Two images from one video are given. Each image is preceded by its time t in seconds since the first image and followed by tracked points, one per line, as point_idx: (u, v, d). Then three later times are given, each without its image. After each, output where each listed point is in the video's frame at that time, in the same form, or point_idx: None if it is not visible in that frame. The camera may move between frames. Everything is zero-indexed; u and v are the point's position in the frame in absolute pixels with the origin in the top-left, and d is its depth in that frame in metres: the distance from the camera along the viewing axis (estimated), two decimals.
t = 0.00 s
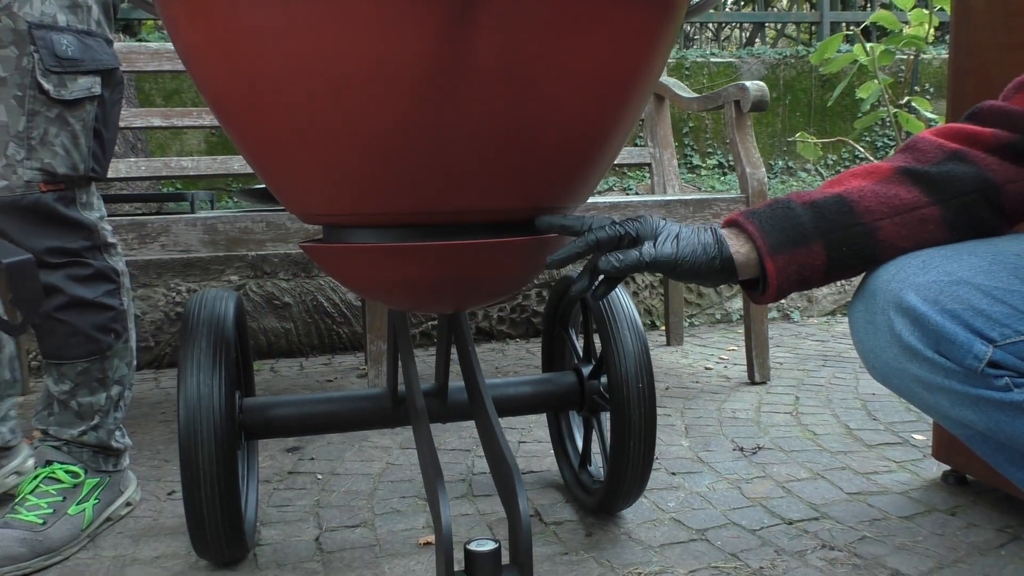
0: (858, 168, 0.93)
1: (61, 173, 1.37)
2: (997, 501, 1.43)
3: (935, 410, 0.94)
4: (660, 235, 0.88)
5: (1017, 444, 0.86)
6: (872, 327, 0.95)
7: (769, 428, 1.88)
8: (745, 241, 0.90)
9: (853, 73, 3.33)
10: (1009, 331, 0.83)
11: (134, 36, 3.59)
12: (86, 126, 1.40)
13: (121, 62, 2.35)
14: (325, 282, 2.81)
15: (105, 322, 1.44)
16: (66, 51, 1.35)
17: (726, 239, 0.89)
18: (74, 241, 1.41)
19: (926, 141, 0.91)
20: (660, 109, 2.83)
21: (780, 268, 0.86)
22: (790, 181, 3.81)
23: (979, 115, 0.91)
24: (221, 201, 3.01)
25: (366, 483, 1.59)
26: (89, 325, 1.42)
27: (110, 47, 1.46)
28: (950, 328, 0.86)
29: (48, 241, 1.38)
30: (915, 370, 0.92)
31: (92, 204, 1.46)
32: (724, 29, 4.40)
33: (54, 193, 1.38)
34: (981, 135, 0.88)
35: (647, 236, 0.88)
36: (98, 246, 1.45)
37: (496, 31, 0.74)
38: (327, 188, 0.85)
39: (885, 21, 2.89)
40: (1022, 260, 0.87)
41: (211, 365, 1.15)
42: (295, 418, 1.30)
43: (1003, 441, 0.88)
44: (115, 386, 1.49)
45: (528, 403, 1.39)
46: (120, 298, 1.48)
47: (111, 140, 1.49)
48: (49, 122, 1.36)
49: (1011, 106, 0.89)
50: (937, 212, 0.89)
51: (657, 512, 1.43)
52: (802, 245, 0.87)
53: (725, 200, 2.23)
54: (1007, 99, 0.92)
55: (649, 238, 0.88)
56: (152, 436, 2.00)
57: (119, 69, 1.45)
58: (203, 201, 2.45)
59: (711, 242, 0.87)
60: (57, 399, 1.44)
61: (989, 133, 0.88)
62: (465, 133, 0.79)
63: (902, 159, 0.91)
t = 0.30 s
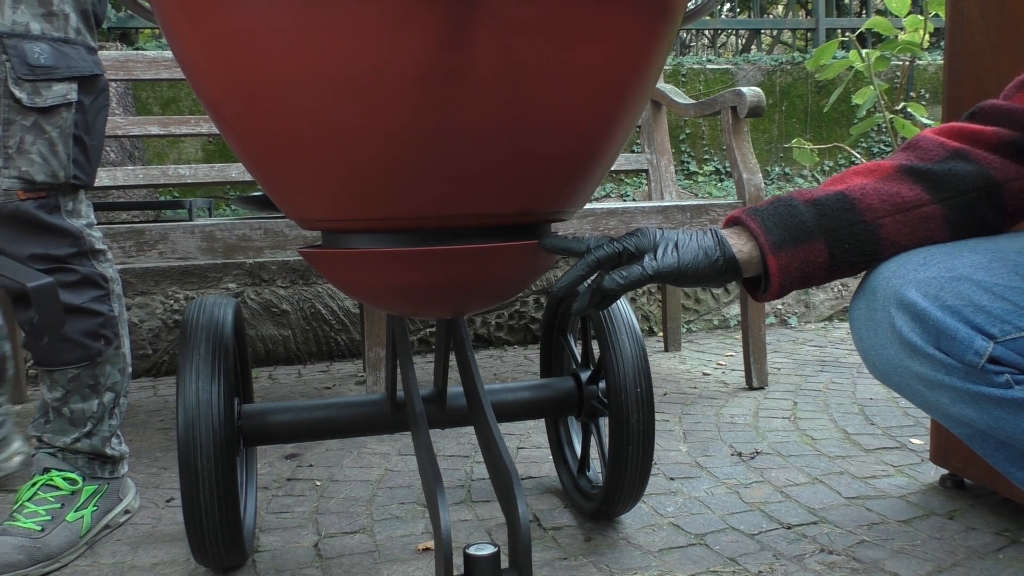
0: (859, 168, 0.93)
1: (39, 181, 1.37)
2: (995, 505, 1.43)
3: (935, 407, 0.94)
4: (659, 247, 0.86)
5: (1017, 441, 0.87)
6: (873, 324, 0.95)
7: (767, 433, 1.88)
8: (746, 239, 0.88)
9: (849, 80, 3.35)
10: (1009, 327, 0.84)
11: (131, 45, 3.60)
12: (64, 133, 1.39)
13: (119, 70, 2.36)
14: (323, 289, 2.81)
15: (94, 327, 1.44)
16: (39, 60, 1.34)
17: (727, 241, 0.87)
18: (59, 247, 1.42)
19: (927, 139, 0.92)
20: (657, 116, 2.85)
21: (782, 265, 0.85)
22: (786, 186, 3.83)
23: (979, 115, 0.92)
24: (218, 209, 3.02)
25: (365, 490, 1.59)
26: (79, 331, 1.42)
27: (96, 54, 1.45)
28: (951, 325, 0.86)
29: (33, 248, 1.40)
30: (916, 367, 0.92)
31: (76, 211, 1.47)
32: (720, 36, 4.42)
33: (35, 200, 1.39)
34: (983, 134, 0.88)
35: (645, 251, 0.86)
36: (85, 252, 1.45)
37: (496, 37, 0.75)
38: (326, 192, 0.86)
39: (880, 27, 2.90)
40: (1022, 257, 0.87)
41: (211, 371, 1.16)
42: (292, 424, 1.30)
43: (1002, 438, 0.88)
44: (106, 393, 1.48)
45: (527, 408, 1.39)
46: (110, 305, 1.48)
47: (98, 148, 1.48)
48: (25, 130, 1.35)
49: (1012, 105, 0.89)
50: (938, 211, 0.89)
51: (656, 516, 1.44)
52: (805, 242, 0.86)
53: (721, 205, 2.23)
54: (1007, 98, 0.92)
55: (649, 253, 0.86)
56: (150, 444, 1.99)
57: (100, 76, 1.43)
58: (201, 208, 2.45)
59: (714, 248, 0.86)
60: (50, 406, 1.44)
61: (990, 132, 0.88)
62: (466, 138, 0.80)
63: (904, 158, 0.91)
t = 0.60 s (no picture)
0: (850, 177, 0.81)
1: (17, 186, 1.38)
2: (990, 515, 1.43)
3: (930, 415, 0.88)
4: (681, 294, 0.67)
5: (1014, 450, 0.82)
6: (867, 332, 0.87)
7: (762, 443, 1.89)
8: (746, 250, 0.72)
9: (842, 91, 3.37)
10: (1005, 335, 0.77)
11: (127, 56, 3.61)
12: (38, 139, 1.41)
13: (115, 81, 2.36)
14: (319, 299, 2.81)
15: (77, 330, 1.45)
16: (13, 69, 1.36)
17: (733, 262, 0.71)
18: (37, 251, 1.42)
19: (918, 150, 0.82)
20: (652, 127, 2.86)
21: (782, 273, 0.71)
22: (781, 196, 3.85)
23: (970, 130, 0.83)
24: (214, 219, 3.02)
25: (360, 501, 1.58)
26: (61, 334, 1.43)
27: (64, 66, 1.48)
28: (947, 332, 0.79)
29: (11, 252, 1.39)
30: (911, 377, 0.85)
31: (55, 216, 1.47)
32: (714, 47, 4.46)
33: (12, 205, 1.39)
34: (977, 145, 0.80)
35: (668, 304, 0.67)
36: (64, 256, 1.45)
37: (492, 49, 0.75)
38: (321, 200, 0.86)
39: (873, 38, 2.93)
40: (1018, 264, 0.80)
41: (205, 382, 1.15)
42: (288, 435, 1.30)
43: (998, 447, 0.83)
44: (92, 396, 1.47)
45: (523, 419, 1.39)
46: (91, 307, 1.49)
47: (71, 157, 1.49)
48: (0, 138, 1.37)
49: (1002, 119, 0.81)
50: (933, 218, 0.79)
51: (651, 527, 1.43)
52: (804, 249, 0.73)
53: (716, 216, 2.24)
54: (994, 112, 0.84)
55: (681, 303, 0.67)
56: (144, 455, 1.99)
57: (70, 86, 1.47)
58: (197, 219, 2.45)
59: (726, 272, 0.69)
60: (38, 413, 1.43)
61: (981, 143, 0.80)
62: (462, 150, 0.80)
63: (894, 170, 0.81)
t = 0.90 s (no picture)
0: (848, 207, 0.87)
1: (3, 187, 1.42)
2: (985, 531, 1.44)
3: (933, 441, 0.87)
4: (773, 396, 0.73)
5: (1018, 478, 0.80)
6: (871, 357, 0.88)
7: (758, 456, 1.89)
8: (774, 313, 0.79)
9: (838, 105, 3.39)
10: (1011, 361, 0.77)
11: (125, 67, 3.62)
12: (24, 145, 1.48)
13: (113, 93, 2.37)
14: (315, 311, 2.81)
15: (45, 335, 1.50)
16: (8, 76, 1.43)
17: (778, 332, 0.77)
18: (13, 254, 1.45)
19: (904, 169, 0.87)
20: (648, 140, 2.87)
21: (817, 331, 0.79)
22: (776, 209, 3.86)
23: (948, 139, 0.87)
24: (211, 231, 3.02)
25: (355, 515, 1.58)
26: (32, 338, 1.47)
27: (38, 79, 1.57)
28: (951, 357, 0.79)
29: None
30: (915, 402, 0.85)
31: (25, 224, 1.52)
32: (710, 60, 4.48)
33: None
34: (963, 161, 0.84)
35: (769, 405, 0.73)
36: (35, 261, 1.49)
37: (491, 69, 0.76)
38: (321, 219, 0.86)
39: (868, 52, 2.94)
40: (1020, 289, 0.81)
41: (201, 397, 1.15)
42: (283, 450, 1.30)
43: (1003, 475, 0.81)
44: (56, 399, 1.56)
45: (519, 433, 1.39)
46: (55, 313, 1.54)
47: (41, 167, 1.56)
48: None
49: (983, 127, 0.85)
50: (939, 240, 0.84)
51: (647, 542, 1.43)
52: (831, 301, 0.80)
53: (712, 229, 2.25)
54: (976, 119, 0.87)
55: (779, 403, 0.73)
56: (138, 468, 1.98)
57: (46, 98, 1.56)
58: (193, 232, 2.45)
59: (794, 356, 0.76)
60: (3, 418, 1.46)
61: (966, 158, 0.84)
62: (460, 168, 0.81)
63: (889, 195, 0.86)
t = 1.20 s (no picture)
0: (847, 228, 0.88)
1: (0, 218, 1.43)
2: (981, 551, 1.43)
3: (933, 469, 0.86)
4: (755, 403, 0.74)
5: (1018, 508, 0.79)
6: (869, 382, 0.88)
7: (754, 475, 1.88)
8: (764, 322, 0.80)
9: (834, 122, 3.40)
10: (1011, 388, 0.77)
11: (123, 81, 3.64)
12: (23, 173, 1.49)
13: (110, 108, 2.38)
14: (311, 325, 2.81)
15: (37, 364, 1.51)
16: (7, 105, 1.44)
17: (766, 342, 0.78)
18: (7, 284, 1.47)
19: (902, 193, 0.88)
20: (645, 156, 2.88)
21: (807, 342, 0.79)
22: (773, 224, 3.87)
23: (946, 168, 0.88)
24: (207, 245, 3.02)
25: (349, 534, 1.57)
26: (23, 367, 1.49)
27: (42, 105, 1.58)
28: (951, 383, 0.79)
29: None
30: (915, 429, 0.85)
31: (23, 251, 1.53)
32: (707, 76, 4.50)
33: None
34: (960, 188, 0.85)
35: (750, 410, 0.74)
36: (30, 290, 1.52)
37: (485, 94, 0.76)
38: (316, 241, 0.86)
39: (863, 69, 2.96)
40: (1020, 315, 0.82)
41: (195, 416, 1.15)
42: (277, 469, 1.29)
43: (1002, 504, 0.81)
44: (45, 427, 1.56)
45: (514, 452, 1.39)
46: (50, 341, 1.55)
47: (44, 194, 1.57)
48: None
49: (980, 158, 0.86)
50: (936, 262, 0.85)
51: (642, 563, 1.43)
52: (823, 316, 0.81)
53: (708, 246, 2.25)
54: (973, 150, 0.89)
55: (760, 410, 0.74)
56: (131, 485, 1.97)
57: (50, 124, 1.57)
58: (189, 246, 2.45)
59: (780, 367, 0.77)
60: None
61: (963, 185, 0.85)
62: (455, 192, 0.81)
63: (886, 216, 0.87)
